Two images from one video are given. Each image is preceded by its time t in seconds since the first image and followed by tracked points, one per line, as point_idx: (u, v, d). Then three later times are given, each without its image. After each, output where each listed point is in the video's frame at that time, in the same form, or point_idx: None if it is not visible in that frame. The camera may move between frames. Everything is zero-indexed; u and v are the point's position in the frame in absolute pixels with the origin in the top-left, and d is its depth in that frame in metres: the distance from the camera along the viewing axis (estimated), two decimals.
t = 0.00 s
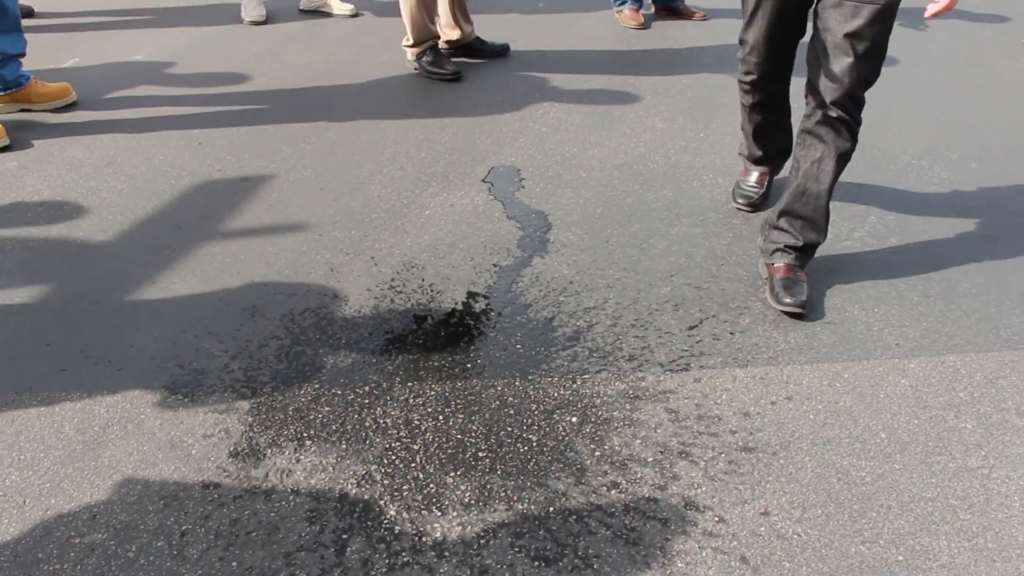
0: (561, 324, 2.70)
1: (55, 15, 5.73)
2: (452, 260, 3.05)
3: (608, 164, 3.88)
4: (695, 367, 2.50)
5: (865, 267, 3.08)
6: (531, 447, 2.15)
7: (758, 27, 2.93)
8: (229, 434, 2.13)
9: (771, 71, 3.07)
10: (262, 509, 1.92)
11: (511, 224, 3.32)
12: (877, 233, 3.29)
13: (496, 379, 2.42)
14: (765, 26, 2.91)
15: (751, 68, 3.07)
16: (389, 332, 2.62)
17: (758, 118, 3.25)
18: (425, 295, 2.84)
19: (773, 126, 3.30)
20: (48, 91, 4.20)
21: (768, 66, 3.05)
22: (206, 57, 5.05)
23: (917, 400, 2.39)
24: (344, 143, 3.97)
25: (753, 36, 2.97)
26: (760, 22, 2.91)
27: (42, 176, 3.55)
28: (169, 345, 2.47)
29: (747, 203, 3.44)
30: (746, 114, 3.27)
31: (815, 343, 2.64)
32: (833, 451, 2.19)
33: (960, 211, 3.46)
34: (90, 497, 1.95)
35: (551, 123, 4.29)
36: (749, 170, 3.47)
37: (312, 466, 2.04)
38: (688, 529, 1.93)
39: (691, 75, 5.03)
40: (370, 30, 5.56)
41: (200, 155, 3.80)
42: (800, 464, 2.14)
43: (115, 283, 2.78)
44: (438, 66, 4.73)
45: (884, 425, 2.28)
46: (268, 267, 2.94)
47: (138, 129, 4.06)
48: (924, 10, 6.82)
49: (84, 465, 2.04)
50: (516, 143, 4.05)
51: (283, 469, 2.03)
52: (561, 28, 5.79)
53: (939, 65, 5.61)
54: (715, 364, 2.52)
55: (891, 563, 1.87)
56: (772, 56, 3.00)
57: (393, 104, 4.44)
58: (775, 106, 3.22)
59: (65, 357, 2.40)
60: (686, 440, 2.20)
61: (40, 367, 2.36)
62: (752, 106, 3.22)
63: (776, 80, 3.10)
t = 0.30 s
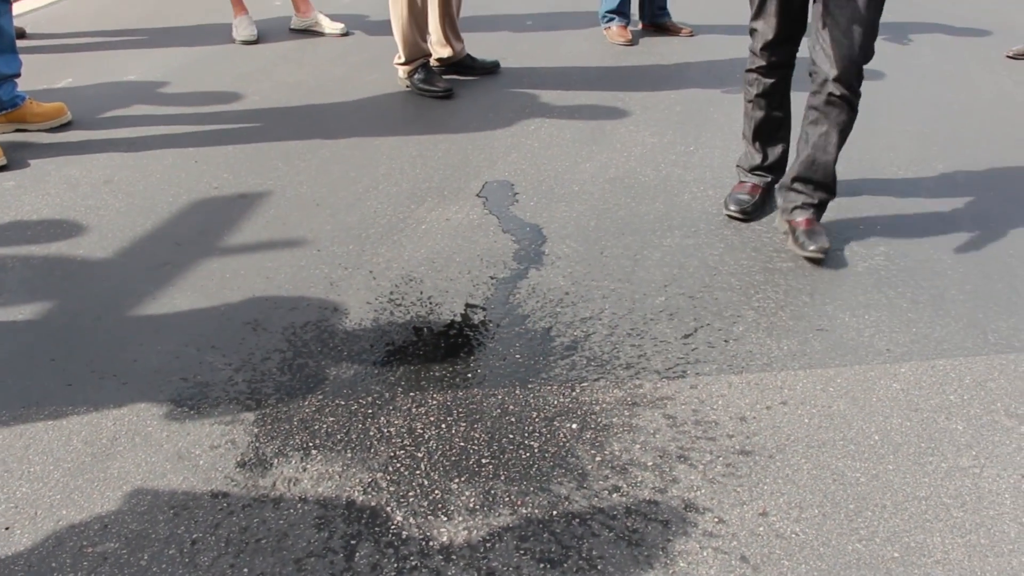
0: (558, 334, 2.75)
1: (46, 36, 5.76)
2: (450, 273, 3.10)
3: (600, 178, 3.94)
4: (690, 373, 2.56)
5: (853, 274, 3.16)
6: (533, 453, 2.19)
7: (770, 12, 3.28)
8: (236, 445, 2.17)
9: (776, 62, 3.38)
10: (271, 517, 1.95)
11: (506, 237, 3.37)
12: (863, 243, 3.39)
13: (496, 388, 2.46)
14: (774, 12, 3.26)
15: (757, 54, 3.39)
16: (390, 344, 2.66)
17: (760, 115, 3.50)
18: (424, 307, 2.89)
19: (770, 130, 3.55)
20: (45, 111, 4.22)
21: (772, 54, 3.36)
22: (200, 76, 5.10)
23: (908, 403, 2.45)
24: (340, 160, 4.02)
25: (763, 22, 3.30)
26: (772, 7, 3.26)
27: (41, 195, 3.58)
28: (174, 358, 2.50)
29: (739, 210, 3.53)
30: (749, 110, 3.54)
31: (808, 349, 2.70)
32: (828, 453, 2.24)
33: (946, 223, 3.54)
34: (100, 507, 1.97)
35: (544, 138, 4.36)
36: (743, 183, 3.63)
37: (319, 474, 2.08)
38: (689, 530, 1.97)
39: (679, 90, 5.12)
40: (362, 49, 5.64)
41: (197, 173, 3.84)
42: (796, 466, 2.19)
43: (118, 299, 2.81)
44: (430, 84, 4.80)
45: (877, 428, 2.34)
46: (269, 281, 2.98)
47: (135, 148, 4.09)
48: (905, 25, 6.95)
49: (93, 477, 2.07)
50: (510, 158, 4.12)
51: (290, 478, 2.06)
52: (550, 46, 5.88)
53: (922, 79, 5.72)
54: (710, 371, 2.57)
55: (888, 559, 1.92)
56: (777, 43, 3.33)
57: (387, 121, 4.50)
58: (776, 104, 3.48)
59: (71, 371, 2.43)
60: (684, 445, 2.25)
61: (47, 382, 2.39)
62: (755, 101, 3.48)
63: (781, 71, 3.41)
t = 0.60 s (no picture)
0: (558, 345, 2.80)
1: (52, 58, 5.85)
2: (452, 287, 3.15)
3: (599, 193, 4.01)
4: (689, 383, 2.60)
5: (850, 287, 3.20)
6: (535, 461, 2.24)
7: (771, 25, 3.36)
8: (243, 455, 2.21)
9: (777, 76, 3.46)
10: (279, 524, 2.00)
11: (507, 252, 3.43)
12: (860, 256, 3.43)
13: (498, 398, 2.51)
14: (778, 23, 3.34)
15: (757, 67, 3.46)
16: (393, 356, 2.71)
17: (757, 130, 3.59)
18: (427, 320, 2.94)
19: (767, 145, 3.64)
20: (53, 132, 4.30)
21: (772, 68, 3.44)
22: (204, 97, 5.18)
23: (902, 409, 2.50)
24: (342, 177, 4.09)
25: (765, 35, 3.38)
26: (775, 18, 3.34)
27: (49, 214, 3.64)
28: (182, 372, 2.56)
29: (737, 223, 3.59)
30: (746, 126, 3.62)
31: (803, 358, 2.74)
32: (824, 459, 2.28)
33: (941, 237, 3.60)
34: (112, 516, 2.02)
35: (543, 155, 4.43)
36: (741, 197, 3.69)
37: (325, 483, 2.12)
38: (688, 534, 2.01)
39: (676, 106, 5.19)
40: (363, 69, 5.72)
41: (202, 192, 3.91)
42: (792, 471, 2.23)
43: (126, 315, 2.87)
44: (431, 102, 4.88)
45: (872, 433, 2.39)
46: (274, 297, 3.04)
47: (141, 167, 4.16)
48: (900, 41, 7.04)
49: (104, 487, 2.11)
50: (510, 174, 4.19)
51: (297, 487, 2.11)
52: (548, 65, 5.98)
53: (916, 93, 5.80)
54: (708, 381, 2.61)
55: (882, 560, 1.96)
56: (779, 55, 3.42)
57: (388, 140, 4.57)
58: (772, 120, 3.57)
59: (81, 385, 2.48)
60: (683, 452, 2.29)
61: (58, 397, 2.44)
62: (753, 117, 3.57)
63: (777, 85, 3.50)
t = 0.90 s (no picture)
0: (558, 360, 2.87)
1: (69, 84, 6.00)
2: (457, 304, 3.23)
3: (601, 214, 4.09)
4: (686, 396, 2.66)
5: (850, 304, 3.26)
6: (534, 471, 2.29)
7: (783, 47, 3.43)
8: (250, 465, 2.28)
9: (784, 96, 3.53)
10: (284, 531, 2.06)
11: (510, 270, 3.51)
12: (860, 275, 3.48)
13: (500, 411, 2.57)
14: (791, 43, 3.41)
15: (768, 87, 3.53)
16: (397, 370, 2.78)
17: (764, 148, 3.67)
18: (431, 336, 3.01)
19: (769, 164, 3.72)
20: (70, 154, 4.41)
21: (783, 89, 3.51)
22: (216, 120, 5.31)
23: (895, 422, 2.55)
24: (350, 198, 4.18)
25: (778, 57, 3.45)
26: (787, 40, 3.41)
27: (64, 234, 3.74)
28: (192, 385, 2.63)
29: (743, 242, 3.64)
30: (751, 146, 3.70)
31: (800, 373, 2.79)
32: (818, 470, 2.33)
33: (939, 256, 3.65)
34: (123, 522, 2.09)
35: (547, 176, 4.51)
36: (744, 216, 3.75)
37: (329, 492, 2.18)
38: (681, 542, 2.06)
39: (679, 129, 5.28)
40: (372, 94, 5.84)
41: (213, 212, 4.01)
42: (786, 482, 2.28)
43: (139, 330, 2.95)
44: (438, 126, 4.99)
45: (865, 446, 2.43)
46: (283, 313, 3.12)
47: (154, 189, 4.27)
48: (901, 64, 7.13)
49: (115, 494, 2.18)
50: (514, 195, 4.28)
51: (302, 495, 2.17)
52: (553, 89, 6.08)
53: (917, 115, 5.87)
54: (706, 394, 2.67)
55: (872, 568, 2.00)
56: (789, 76, 3.49)
57: (396, 162, 4.67)
58: (777, 139, 3.65)
59: (94, 398, 2.56)
60: (678, 463, 2.35)
61: (71, 408, 2.51)
62: (759, 137, 3.65)
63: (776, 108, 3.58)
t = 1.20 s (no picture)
0: (559, 371, 2.93)
1: (87, 102, 6.14)
2: (462, 317, 3.30)
3: (605, 230, 4.16)
4: (684, 406, 2.72)
5: (845, 318, 3.31)
6: (533, 477, 2.35)
7: (783, 68, 3.50)
8: (258, 468, 2.35)
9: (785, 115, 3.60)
10: (289, 530, 2.12)
11: (515, 284, 3.58)
12: (856, 290, 3.54)
13: (502, 419, 2.64)
14: (791, 65, 3.48)
15: (768, 108, 3.60)
16: (403, 380, 2.85)
17: (763, 169, 3.75)
18: (436, 347, 3.08)
19: (769, 183, 3.80)
20: (87, 170, 4.52)
21: (783, 110, 3.58)
22: (230, 139, 5.42)
23: (890, 431, 2.60)
24: (359, 214, 4.28)
25: (777, 78, 3.52)
26: (785, 61, 3.48)
27: (81, 247, 3.84)
28: (203, 391, 2.71)
29: (745, 261, 3.69)
30: (751, 165, 3.78)
31: (796, 385, 2.85)
32: (811, 477, 2.38)
33: (936, 271, 3.71)
34: (134, 521, 2.16)
35: (553, 194, 4.60)
36: (743, 234, 3.80)
37: (334, 494, 2.25)
38: (675, 545, 2.12)
39: (685, 149, 5.37)
40: (382, 113, 5.96)
41: (225, 227, 4.10)
42: (780, 489, 2.33)
43: (152, 339, 3.03)
44: (447, 145, 5.09)
45: (858, 455, 2.48)
46: (292, 324, 3.20)
47: (167, 204, 4.37)
48: (906, 86, 7.21)
49: (127, 494, 2.25)
50: (520, 212, 4.36)
51: (308, 497, 2.24)
52: (561, 109, 6.19)
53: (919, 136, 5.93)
54: (703, 404, 2.73)
55: (861, 571, 2.05)
56: (790, 97, 3.55)
57: (405, 179, 4.76)
58: (776, 160, 3.74)
59: (108, 403, 2.64)
60: (674, 470, 2.40)
61: (85, 413, 2.59)
62: (759, 157, 3.73)
63: (776, 128, 3.66)
